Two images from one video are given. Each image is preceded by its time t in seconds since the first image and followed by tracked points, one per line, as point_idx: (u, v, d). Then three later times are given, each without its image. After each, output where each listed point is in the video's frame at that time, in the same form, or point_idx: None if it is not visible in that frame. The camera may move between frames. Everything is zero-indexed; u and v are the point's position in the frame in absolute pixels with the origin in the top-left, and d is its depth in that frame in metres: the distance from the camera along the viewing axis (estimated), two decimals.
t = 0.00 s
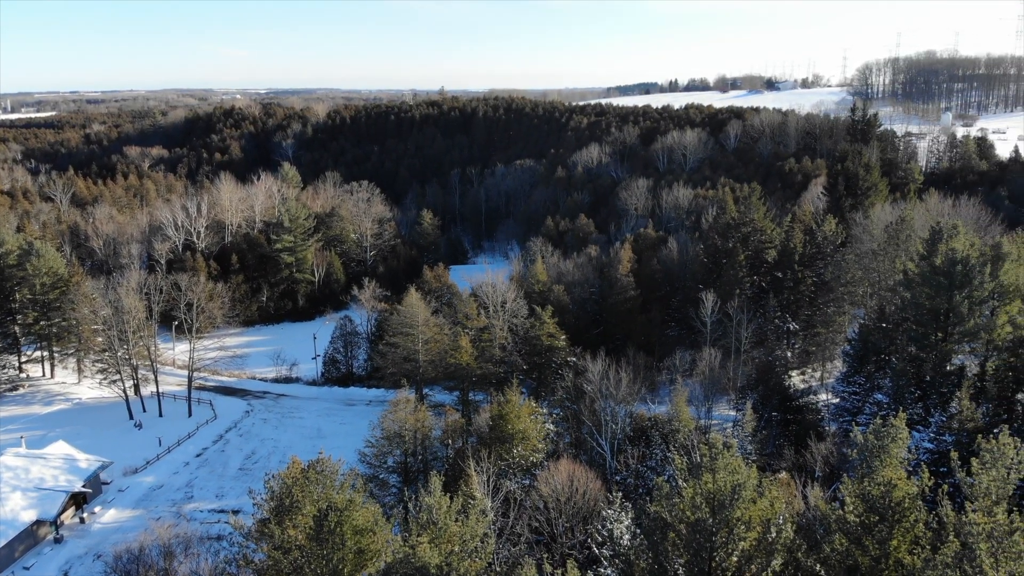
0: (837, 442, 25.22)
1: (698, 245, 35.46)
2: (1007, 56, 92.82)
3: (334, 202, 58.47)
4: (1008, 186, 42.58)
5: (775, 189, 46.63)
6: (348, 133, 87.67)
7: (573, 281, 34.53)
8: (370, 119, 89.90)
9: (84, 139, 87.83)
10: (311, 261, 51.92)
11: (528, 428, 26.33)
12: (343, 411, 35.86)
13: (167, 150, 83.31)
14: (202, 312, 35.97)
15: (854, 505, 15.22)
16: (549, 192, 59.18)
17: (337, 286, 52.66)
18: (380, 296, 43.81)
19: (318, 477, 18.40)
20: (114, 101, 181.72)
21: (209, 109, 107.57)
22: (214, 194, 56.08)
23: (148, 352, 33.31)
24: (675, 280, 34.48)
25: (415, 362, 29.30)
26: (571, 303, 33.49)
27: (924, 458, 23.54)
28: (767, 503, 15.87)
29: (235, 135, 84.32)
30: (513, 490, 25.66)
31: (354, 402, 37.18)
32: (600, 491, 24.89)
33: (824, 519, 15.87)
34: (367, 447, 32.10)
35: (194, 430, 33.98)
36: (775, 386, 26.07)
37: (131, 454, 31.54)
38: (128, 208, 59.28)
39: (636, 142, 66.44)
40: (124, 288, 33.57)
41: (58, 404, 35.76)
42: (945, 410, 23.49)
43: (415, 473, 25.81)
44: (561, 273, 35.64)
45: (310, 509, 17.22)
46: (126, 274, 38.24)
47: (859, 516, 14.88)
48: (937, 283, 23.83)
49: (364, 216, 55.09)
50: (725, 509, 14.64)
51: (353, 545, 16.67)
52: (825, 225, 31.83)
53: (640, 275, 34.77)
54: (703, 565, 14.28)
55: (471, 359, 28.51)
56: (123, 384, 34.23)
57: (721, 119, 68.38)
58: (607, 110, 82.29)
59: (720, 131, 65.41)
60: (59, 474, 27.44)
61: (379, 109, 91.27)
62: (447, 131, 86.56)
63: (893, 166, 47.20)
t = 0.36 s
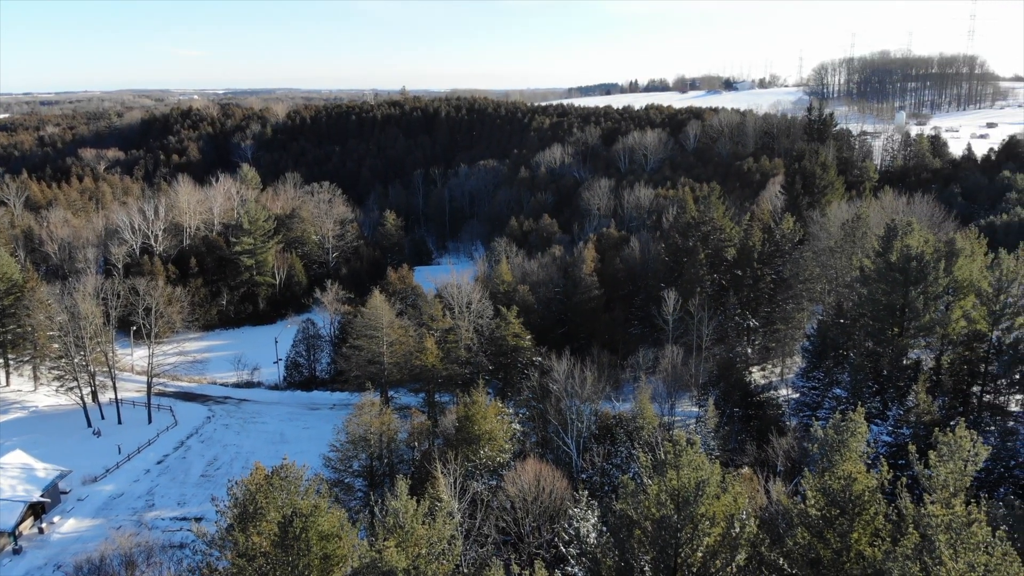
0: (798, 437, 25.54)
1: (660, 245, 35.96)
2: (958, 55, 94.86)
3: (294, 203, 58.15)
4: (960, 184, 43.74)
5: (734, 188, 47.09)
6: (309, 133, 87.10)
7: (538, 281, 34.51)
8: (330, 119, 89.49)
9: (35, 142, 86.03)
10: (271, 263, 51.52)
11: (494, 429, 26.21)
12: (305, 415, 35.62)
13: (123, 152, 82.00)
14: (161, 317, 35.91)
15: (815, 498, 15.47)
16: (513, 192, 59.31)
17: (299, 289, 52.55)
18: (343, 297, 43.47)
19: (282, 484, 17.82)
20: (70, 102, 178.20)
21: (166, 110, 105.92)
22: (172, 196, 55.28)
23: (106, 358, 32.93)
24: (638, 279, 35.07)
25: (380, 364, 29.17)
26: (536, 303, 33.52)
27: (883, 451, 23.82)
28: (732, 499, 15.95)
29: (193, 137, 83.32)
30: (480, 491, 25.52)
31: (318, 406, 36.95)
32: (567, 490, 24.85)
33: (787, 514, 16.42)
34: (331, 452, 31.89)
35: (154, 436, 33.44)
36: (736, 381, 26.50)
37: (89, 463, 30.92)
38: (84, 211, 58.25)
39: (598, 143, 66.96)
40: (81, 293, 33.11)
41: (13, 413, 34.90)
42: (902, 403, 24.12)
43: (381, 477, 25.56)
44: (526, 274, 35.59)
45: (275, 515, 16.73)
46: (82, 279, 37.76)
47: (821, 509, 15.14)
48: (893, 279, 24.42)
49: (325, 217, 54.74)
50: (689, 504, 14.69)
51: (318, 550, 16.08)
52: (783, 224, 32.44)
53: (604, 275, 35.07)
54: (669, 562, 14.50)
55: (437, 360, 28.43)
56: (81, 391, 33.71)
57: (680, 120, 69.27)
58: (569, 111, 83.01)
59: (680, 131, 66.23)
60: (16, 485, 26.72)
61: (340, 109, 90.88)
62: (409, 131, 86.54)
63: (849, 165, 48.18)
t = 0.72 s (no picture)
0: (760, 431, 25.96)
1: (623, 244, 36.34)
2: (912, 55, 96.97)
3: (255, 205, 57.67)
4: (914, 179, 46.10)
5: (694, 187, 47.53)
6: (269, 134, 86.35)
7: (502, 281, 34.50)
8: (291, 120, 89.06)
9: None
10: (231, 267, 51.06)
11: (460, 430, 26.14)
12: (269, 421, 35.35)
13: (78, 155, 80.33)
14: (118, 322, 35.57)
15: (778, 493, 15.63)
16: (476, 193, 59.36)
17: (259, 292, 52.34)
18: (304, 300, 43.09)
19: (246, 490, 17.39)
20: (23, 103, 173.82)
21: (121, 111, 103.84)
22: (130, 199, 54.39)
23: (63, 365, 32.53)
24: (602, 278, 35.47)
25: (343, 368, 29.09)
26: (502, 303, 33.80)
27: (843, 445, 24.05)
28: (695, 495, 16.09)
29: (150, 139, 82.01)
30: (446, 493, 25.15)
31: (281, 411, 36.71)
32: (534, 490, 24.86)
33: (750, 509, 16.56)
34: (293, 457, 31.75)
35: (114, 444, 32.88)
36: (699, 378, 26.83)
37: (47, 473, 30.32)
38: (38, 215, 57.05)
39: (561, 143, 67.36)
40: (36, 299, 32.63)
41: None
42: (860, 397, 24.67)
43: (346, 481, 25.41)
44: (491, 274, 35.67)
45: (238, 522, 16.38)
46: (38, 284, 37.33)
47: (783, 504, 15.36)
48: (851, 275, 24.85)
49: (286, 219, 54.24)
50: (655, 501, 14.80)
51: (284, 556, 15.69)
52: (743, 222, 32.46)
53: (568, 275, 35.08)
54: (635, 559, 14.50)
55: (402, 362, 28.37)
56: (37, 399, 33.21)
57: (641, 120, 70.00)
58: (531, 111, 83.57)
59: (641, 132, 66.88)
60: None
61: (300, 111, 90.63)
62: (371, 132, 86.51)
63: (806, 164, 48.91)
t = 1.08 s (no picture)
0: (722, 427, 26.39)
1: (586, 244, 37.15)
2: (866, 55, 99.02)
3: (213, 207, 56.93)
4: (870, 178, 48.20)
5: (656, 187, 47.98)
6: (228, 135, 85.26)
7: (468, 282, 35.16)
8: (250, 121, 88.23)
9: None
10: (190, 270, 50.76)
11: (426, 432, 26.03)
12: (231, 426, 34.94)
13: (31, 157, 78.27)
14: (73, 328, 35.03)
15: (742, 488, 15.68)
16: (440, 193, 59.41)
17: (219, 296, 51.92)
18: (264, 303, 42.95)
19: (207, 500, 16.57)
20: None
21: (75, 112, 101.37)
22: (85, 202, 53.23)
23: (18, 372, 31.92)
24: (566, 277, 35.86)
25: (306, 371, 28.80)
26: (467, 303, 33.87)
27: (803, 439, 24.38)
28: (660, 490, 16.10)
29: (105, 140, 80.26)
30: (413, 495, 24.89)
31: (243, 415, 36.31)
32: (500, 490, 24.76)
33: (715, 504, 16.71)
34: (255, 463, 31.48)
35: (73, 452, 32.23)
36: (663, 376, 27.34)
37: (4, 483, 29.64)
38: None
39: (524, 144, 67.61)
40: None
41: None
42: (820, 391, 24.68)
43: (311, 486, 25.27)
44: (457, 275, 35.65)
45: (201, 531, 15.74)
46: None
47: (747, 498, 15.39)
48: (809, 273, 25.22)
49: (246, 221, 53.70)
50: (621, 497, 14.79)
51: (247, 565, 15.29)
52: (704, 221, 33.02)
53: (533, 274, 35.10)
54: (602, 556, 14.61)
55: (367, 365, 28.40)
56: None
57: (603, 120, 70.57)
58: (494, 111, 83.87)
59: (603, 132, 67.35)
60: None
61: (259, 111, 89.92)
62: (332, 133, 86.20)
63: (765, 163, 49.53)
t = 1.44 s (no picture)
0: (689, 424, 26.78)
1: (554, 244, 37.48)
2: (826, 56, 100.76)
3: (175, 209, 56.11)
4: (831, 177, 49.11)
5: (622, 187, 48.30)
6: (190, 136, 84.09)
7: (436, 282, 34.43)
8: (213, 122, 87.14)
9: None
10: (151, 273, 50.00)
11: (395, 435, 25.94)
12: (196, 431, 34.53)
13: None
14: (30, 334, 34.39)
15: (709, 483, 15.86)
16: (406, 193, 59.19)
17: (182, 299, 51.17)
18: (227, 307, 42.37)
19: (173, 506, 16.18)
20: None
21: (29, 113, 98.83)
22: (43, 205, 52.07)
23: None
24: (534, 277, 36.09)
25: (272, 375, 28.52)
26: (436, 304, 33.75)
27: (769, 434, 24.78)
28: (629, 487, 16.20)
29: (63, 141, 78.53)
30: (382, 498, 24.64)
31: (207, 420, 35.92)
32: (470, 490, 24.72)
33: (683, 500, 17.02)
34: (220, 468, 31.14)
35: (34, 461, 31.60)
36: (630, 373, 27.77)
37: None
38: None
39: (490, 144, 67.61)
40: None
41: None
42: (783, 387, 25.56)
43: (278, 491, 25.12)
44: (425, 276, 35.51)
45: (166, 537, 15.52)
46: None
47: (714, 494, 15.55)
48: (772, 270, 25.61)
49: (209, 223, 53.06)
50: (590, 496, 14.82)
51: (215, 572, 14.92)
52: (669, 221, 33.64)
53: (501, 273, 35.19)
54: (572, 555, 14.59)
55: (334, 367, 28.52)
56: None
57: (568, 120, 70.90)
58: (460, 111, 83.93)
59: (568, 133, 67.59)
60: None
61: (222, 112, 88.86)
62: (297, 133, 85.59)
63: (728, 163, 50.03)
